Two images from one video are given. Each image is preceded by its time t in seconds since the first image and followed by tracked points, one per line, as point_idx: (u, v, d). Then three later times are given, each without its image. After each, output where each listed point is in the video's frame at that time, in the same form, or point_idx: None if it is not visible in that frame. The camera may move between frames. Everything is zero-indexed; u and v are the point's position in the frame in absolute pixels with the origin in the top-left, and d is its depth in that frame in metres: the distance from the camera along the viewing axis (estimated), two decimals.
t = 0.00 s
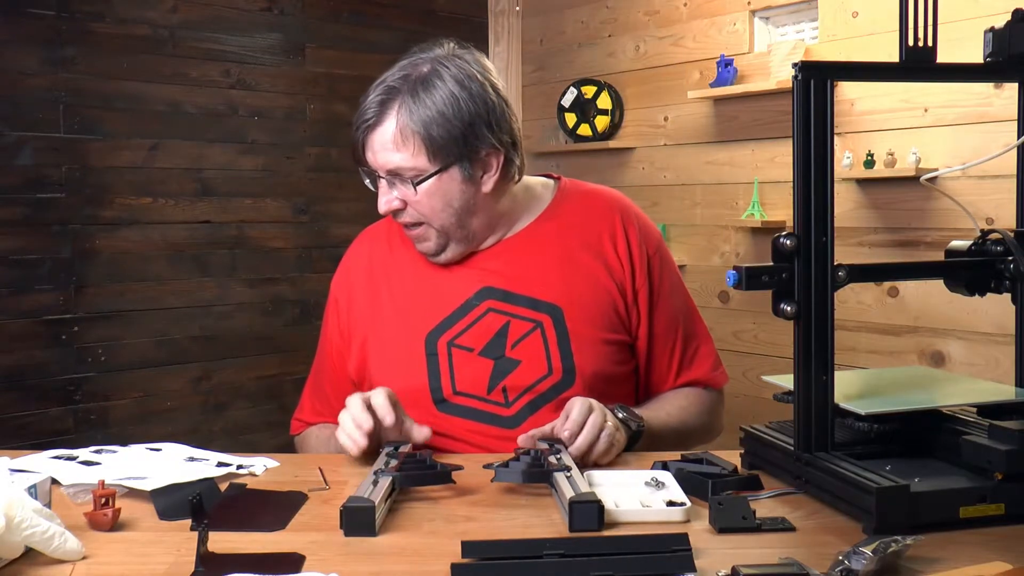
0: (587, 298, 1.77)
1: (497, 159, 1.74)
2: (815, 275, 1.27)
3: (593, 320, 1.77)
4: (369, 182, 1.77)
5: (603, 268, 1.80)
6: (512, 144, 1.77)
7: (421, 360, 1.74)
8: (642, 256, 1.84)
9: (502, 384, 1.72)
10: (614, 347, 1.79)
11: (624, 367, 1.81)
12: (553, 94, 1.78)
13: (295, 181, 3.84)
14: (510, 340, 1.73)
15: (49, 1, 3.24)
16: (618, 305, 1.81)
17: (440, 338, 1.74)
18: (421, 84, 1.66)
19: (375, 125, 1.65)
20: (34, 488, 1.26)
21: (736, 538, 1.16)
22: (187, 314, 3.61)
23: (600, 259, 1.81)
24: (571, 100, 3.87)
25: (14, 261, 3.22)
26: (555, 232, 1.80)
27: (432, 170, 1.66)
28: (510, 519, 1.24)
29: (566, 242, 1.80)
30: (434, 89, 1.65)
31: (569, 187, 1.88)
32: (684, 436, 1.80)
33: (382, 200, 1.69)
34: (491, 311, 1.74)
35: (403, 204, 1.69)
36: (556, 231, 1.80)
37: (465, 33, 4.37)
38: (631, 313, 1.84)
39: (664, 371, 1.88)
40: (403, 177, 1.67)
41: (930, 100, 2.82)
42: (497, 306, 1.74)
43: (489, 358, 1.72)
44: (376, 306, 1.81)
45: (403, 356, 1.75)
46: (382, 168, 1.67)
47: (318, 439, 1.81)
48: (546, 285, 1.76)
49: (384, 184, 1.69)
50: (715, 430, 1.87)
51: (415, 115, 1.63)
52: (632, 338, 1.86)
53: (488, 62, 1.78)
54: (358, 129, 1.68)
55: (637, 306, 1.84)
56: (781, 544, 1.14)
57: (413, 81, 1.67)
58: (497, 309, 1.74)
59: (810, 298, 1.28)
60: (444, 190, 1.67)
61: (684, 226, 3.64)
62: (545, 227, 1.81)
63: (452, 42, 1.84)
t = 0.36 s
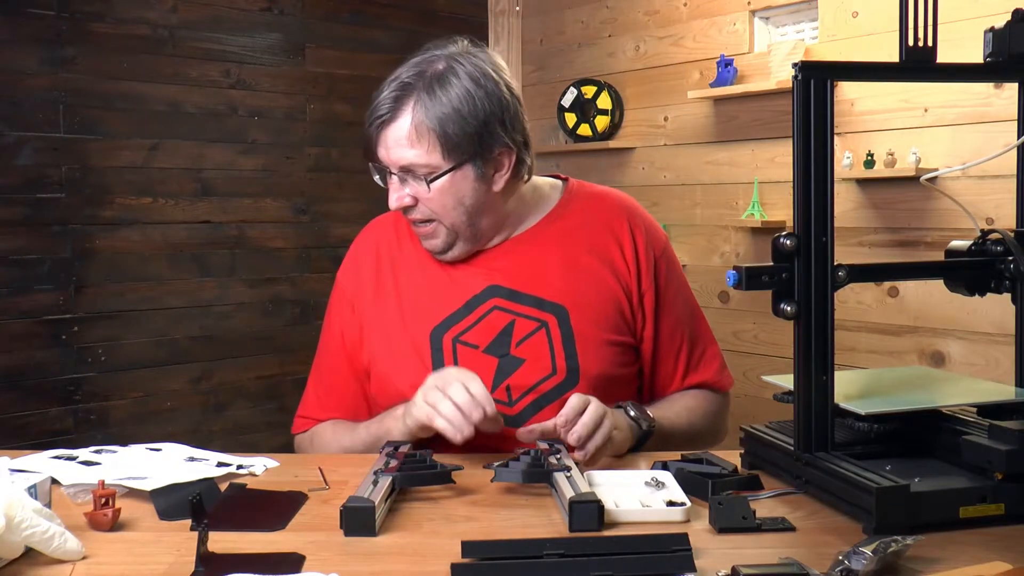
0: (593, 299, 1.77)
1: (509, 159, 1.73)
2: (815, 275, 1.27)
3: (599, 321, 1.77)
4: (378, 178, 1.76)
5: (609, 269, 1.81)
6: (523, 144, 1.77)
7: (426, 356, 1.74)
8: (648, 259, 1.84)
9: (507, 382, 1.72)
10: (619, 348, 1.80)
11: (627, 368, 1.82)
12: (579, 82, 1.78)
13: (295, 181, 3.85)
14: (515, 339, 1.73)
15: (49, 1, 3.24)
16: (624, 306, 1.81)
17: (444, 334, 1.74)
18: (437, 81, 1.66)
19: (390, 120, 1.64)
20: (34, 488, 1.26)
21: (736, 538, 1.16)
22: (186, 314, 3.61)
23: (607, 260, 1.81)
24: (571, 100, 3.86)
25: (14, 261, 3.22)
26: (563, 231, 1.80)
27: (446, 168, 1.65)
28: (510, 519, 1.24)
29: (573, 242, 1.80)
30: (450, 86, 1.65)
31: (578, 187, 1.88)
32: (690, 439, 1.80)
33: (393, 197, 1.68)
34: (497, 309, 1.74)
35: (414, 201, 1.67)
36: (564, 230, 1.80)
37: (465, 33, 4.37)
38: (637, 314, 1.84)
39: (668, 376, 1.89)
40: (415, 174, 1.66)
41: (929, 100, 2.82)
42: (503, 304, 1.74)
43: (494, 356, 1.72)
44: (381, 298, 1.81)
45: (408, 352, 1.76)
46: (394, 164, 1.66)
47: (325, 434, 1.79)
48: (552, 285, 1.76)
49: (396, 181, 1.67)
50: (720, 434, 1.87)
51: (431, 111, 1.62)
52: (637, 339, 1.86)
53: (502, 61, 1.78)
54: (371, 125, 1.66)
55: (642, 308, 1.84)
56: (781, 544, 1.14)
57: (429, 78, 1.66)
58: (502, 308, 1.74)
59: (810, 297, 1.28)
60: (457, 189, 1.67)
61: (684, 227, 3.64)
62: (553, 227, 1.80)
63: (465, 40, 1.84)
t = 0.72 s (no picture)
0: (614, 303, 1.78)
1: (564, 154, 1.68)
2: (815, 275, 1.27)
3: (618, 325, 1.78)
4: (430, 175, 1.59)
5: (632, 273, 1.81)
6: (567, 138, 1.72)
7: (445, 350, 1.75)
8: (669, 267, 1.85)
9: (524, 381, 1.72)
10: (632, 351, 1.80)
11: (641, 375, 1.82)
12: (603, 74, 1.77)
13: (295, 181, 3.85)
14: (535, 338, 1.73)
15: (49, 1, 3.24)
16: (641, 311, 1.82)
17: (465, 328, 1.74)
18: (521, 74, 1.53)
19: (480, 115, 1.49)
20: (34, 488, 1.27)
21: (736, 538, 1.16)
22: (187, 314, 3.61)
23: (630, 265, 1.82)
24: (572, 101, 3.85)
25: (14, 261, 3.22)
26: (587, 235, 1.80)
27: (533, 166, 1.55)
28: (510, 519, 1.24)
29: (595, 245, 1.80)
30: (535, 80, 1.54)
31: (603, 193, 1.88)
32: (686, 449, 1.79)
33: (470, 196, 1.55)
34: (519, 306, 1.73)
35: (492, 199, 1.56)
36: (588, 234, 1.80)
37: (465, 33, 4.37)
38: (650, 317, 1.85)
39: (673, 383, 1.89)
40: (502, 174, 1.53)
41: (929, 100, 2.82)
42: (526, 303, 1.74)
43: (514, 353, 1.72)
44: (403, 286, 1.81)
45: (428, 345, 1.76)
46: (477, 163, 1.52)
47: (338, 427, 1.77)
48: (575, 287, 1.76)
49: (475, 181, 1.54)
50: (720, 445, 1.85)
51: (527, 107, 1.51)
52: (649, 344, 1.86)
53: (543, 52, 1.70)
54: (454, 118, 1.50)
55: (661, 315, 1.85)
56: (781, 544, 1.14)
57: (495, 69, 1.53)
58: (525, 306, 1.73)
59: (810, 297, 1.28)
60: (537, 187, 1.58)
61: (684, 227, 3.64)
62: (579, 230, 1.80)
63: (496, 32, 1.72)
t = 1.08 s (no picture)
0: (640, 311, 1.80)
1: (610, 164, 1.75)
2: (815, 274, 1.27)
3: (642, 333, 1.79)
4: (503, 169, 1.62)
5: (660, 282, 1.83)
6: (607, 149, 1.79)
7: (469, 345, 1.76)
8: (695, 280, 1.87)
9: (545, 382, 1.73)
10: (653, 359, 1.80)
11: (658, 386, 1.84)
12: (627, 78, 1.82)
13: (295, 181, 3.85)
14: (560, 341, 1.75)
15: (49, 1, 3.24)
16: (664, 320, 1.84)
17: (491, 324, 1.76)
18: (600, 82, 1.59)
19: (568, 117, 1.54)
20: (34, 488, 1.27)
21: (736, 538, 1.16)
22: (187, 314, 3.61)
23: (658, 274, 1.84)
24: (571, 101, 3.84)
25: (14, 261, 3.22)
26: (617, 243, 1.82)
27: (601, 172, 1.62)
28: (510, 519, 1.24)
29: (624, 253, 1.82)
30: (610, 89, 1.61)
31: (634, 203, 1.90)
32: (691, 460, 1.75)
33: (544, 195, 1.59)
34: (547, 309, 1.75)
35: (561, 201, 1.61)
36: (617, 243, 1.82)
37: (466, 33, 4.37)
38: (670, 324, 1.86)
39: (684, 395, 1.87)
40: (574, 176, 1.60)
41: (929, 100, 2.82)
42: (554, 305, 1.76)
43: (538, 354, 1.74)
44: (429, 276, 1.81)
45: (452, 338, 1.77)
46: (557, 164, 1.57)
47: (352, 415, 1.75)
48: (602, 293, 1.78)
49: (551, 180, 1.59)
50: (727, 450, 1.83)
51: (607, 114, 1.58)
52: (667, 352, 1.87)
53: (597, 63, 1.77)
54: (543, 116, 1.54)
55: (684, 326, 1.86)
56: (781, 544, 1.14)
57: (574, 72, 1.58)
58: (552, 309, 1.75)
59: (810, 297, 1.28)
60: (599, 192, 1.65)
61: (684, 227, 3.63)
62: (610, 238, 1.82)
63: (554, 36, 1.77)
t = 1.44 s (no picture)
0: (646, 313, 1.80)
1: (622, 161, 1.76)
2: (815, 274, 1.27)
3: (647, 336, 1.79)
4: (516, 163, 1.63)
5: (666, 284, 1.84)
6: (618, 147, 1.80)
7: (476, 344, 1.76)
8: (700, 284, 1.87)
9: (551, 383, 1.73)
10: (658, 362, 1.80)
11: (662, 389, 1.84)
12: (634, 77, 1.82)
13: (295, 181, 3.85)
14: (567, 342, 1.75)
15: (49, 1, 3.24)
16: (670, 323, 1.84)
17: (499, 324, 1.75)
18: (613, 75, 1.60)
19: (582, 109, 1.55)
20: (34, 488, 1.27)
21: (736, 538, 1.16)
22: (187, 314, 3.61)
23: (664, 277, 1.84)
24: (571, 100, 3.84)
25: (14, 261, 3.22)
26: (623, 246, 1.82)
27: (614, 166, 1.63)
28: (510, 519, 1.24)
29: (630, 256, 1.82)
30: (624, 84, 1.62)
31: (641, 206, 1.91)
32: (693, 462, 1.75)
33: (557, 188, 1.60)
34: (554, 309, 1.75)
35: (574, 194, 1.62)
36: (624, 245, 1.82)
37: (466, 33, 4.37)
38: (675, 327, 1.86)
39: (687, 399, 1.86)
40: (586, 169, 1.60)
41: (930, 100, 2.82)
42: (561, 306, 1.76)
43: (544, 354, 1.74)
44: (435, 275, 1.81)
45: (459, 336, 1.76)
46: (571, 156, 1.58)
47: (347, 405, 1.74)
48: (609, 295, 1.78)
49: (563, 173, 1.59)
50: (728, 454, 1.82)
51: (620, 107, 1.58)
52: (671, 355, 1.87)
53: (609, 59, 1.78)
54: (557, 109, 1.55)
55: (689, 329, 1.86)
56: (781, 544, 1.14)
57: (588, 66, 1.59)
58: (559, 310, 1.75)
59: (810, 297, 1.28)
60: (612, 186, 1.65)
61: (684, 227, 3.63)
62: (616, 240, 1.82)
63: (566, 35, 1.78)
